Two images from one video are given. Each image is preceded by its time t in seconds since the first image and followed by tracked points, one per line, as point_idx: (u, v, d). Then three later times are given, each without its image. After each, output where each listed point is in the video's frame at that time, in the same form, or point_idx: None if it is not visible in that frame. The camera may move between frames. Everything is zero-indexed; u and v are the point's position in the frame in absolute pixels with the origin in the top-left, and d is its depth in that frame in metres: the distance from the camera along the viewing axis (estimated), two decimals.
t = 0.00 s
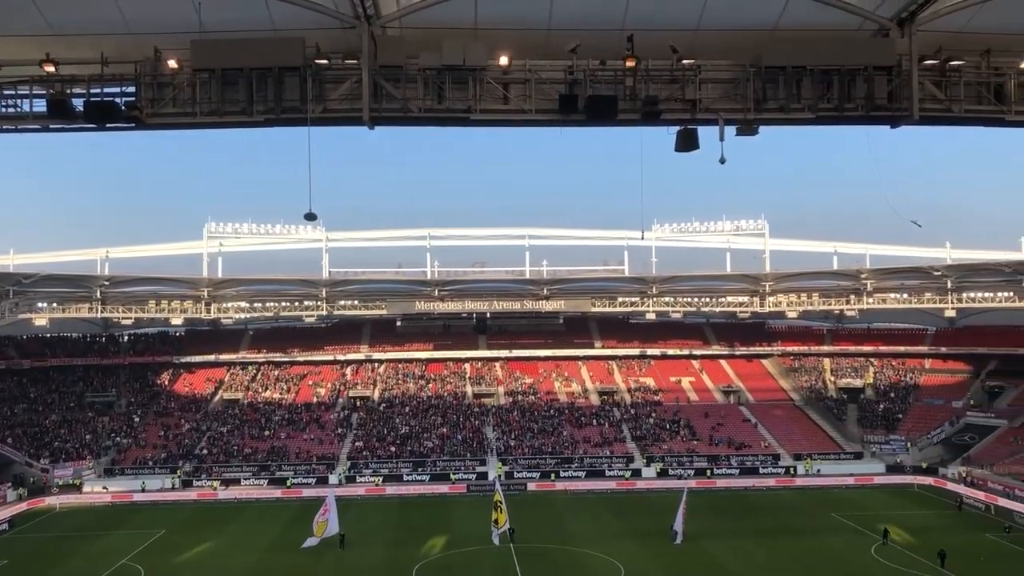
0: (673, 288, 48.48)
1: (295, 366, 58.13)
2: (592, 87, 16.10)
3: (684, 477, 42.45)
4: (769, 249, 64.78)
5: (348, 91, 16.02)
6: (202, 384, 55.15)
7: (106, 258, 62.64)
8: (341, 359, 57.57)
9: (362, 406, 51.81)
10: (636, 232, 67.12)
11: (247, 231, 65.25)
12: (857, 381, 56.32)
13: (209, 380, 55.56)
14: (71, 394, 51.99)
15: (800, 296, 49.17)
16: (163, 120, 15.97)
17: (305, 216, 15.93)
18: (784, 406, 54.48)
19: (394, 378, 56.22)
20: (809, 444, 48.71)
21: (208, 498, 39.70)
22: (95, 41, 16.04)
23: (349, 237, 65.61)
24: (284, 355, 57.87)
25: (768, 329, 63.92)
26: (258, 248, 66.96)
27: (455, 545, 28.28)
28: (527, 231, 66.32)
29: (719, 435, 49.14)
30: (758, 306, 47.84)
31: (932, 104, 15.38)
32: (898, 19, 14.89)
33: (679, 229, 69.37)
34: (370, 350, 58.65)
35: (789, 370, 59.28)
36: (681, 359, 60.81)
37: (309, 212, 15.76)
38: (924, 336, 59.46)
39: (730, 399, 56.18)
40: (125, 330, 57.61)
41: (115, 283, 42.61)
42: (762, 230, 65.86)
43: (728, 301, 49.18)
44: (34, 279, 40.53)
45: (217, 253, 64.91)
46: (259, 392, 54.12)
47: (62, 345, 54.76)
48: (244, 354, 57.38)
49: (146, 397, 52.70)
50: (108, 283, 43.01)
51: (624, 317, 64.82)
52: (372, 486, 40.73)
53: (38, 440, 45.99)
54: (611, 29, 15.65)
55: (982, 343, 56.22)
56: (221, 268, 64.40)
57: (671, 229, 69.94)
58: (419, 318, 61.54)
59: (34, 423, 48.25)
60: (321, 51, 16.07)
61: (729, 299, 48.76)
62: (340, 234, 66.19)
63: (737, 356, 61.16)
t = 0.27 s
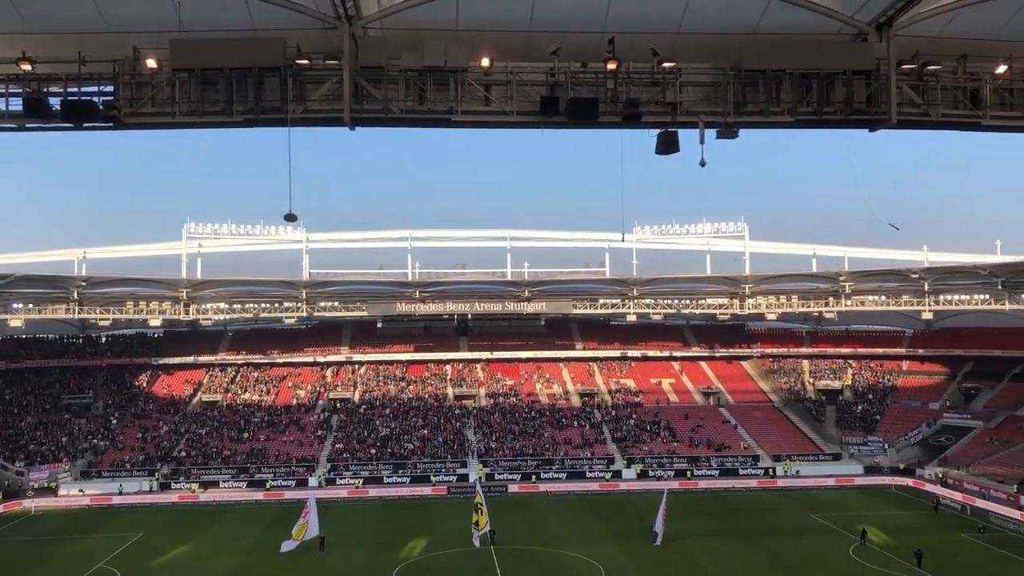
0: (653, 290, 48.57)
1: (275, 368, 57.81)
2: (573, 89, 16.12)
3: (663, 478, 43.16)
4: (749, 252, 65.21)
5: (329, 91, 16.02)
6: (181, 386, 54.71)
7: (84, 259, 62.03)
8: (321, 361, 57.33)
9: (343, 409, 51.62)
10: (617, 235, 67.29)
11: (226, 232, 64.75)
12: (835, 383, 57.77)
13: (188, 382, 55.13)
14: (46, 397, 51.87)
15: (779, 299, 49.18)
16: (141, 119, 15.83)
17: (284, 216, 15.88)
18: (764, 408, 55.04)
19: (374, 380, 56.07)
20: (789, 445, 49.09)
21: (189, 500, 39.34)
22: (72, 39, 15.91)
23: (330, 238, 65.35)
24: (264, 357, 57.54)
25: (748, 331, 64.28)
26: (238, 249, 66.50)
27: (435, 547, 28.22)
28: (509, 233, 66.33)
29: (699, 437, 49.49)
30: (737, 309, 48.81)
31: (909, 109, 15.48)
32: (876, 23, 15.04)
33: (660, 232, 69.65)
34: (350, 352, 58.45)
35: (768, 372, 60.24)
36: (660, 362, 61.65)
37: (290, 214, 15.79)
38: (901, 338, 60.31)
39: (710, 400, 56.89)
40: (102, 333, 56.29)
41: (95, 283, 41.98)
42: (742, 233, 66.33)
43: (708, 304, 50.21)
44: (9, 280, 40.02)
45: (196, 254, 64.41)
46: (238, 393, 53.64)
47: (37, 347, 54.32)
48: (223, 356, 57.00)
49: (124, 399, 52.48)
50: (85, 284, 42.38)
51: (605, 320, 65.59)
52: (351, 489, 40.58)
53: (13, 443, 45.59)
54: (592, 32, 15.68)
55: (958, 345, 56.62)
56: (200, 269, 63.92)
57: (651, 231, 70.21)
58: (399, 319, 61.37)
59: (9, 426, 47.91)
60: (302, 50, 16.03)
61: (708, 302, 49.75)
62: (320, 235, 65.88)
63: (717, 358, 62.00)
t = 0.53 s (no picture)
0: (634, 291, 48.66)
1: (254, 369, 57.47)
2: (554, 91, 16.16)
3: (643, 478, 43.47)
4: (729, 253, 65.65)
5: (309, 91, 15.96)
6: (159, 387, 54.28)
7: (60, 259, 61.42)
8: (300, 362, 57.09)
9: (322, 410, 51.42)
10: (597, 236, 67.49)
11: (205, 232, 64.26)
12: (813, 384, 58.15)
13: (166, 383, 54.71)
14: (22, 399, 51.55)
15: (759, 300, 49.58)
16: (119, 118, 15.72)
17: (263, 215, 15.66)
18: (743, 409, 55.48)
19: (354, 382, 55.93)
20: (768, 446, 49.51)
21: (169, 502, 39.07)
22: (48, 37, 15.78)
23: (310, 239, 65.05)
24: (243, 358, 57.20)
25: (727, 332, 64.65)
26: (216, 249, 66.02)
27: (415, 548, 28.16)
28: (489, 234, 66.33)
29: (679, 437, 49.72)
30: (717, 310, 49.14)
31: (886, 112, 15.57)
32: (854, 27, 15.08)
33: (640, 233, 69.87)
34: (330, 353, 58.22)
35: (747, 372, 60.78)
36: (641, 362, 61.89)
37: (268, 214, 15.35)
38: (878, 339, 60.84)
39: (690, 400, 56.97)
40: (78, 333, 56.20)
41: (71, 283, 41.49)
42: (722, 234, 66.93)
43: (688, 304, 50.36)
44: None
45: (174, 254, 63.40)
46: (217, 395, 53.30)
47: (13, 348, 53.85)
48: (202, 357, 56.61)
49: (100, 400, 52.07)
50: (62, 284, 41.84)
51: (585, 320, 65.84)
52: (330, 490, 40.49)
53: None
54: (573, 34, 15.68)
55: (934, 346, 57.38)
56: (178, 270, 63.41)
57: (631, 232, 70.42)
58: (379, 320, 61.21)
59: None
60: (281, 51, 15.96)
61: (689, 302, 49.92)
62: (300, 235, 65.59)
63: (696, 359, 62.48)
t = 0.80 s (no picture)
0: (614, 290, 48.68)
1: (233, 369, 57.15)
2: (535, 91, 16.15)
3: (623, 478, 43.63)
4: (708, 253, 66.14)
5: (287, 90, 15.92)
6: (136, 387, 53.86)
7: (36, 258, 60.72)
8: (279, 362, 56.79)
9: (302, 410, 51.24)
10: (578, 236, 67.70)
11: (183, 232, 63.74)
12: (791, 383, 59.10)
13: (144, 384, 54.30)
14: None
15: (739, 300, 49.79)
16: (96, 116, 15.60)
17: (242, 215, 15.59)
18: (722, 408, 56.11)
19: (334, 382, 55.79)
20: (746, 445, 50.07)
21: (150, 504, 38.78)
22: (21, 35, 15.61)
23: (289, 239, 64.75)
24: (222, 358, 56.82)
25: (706, 332, 65.03)
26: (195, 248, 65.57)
27: (396, 549, 28.07)
28: (471, 234, 66.33)
29: (659, 437, 50.09)
30: (697, 309, 48.77)
31: (865, 113, 15.64)
32: (832, 28, 15.16)
33: (621, 233, 70.08)
34: (310, 353, 57.95)
35: (726, 371, 61.28)
36: (621, 362, 62.29)
37: (248, 213, 15.53)
38: (855, 339, 61.31)
39: (669, 400, 57.85)
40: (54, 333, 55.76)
41: (47, 283, 40.99)
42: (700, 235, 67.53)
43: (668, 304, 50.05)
44: None
45: (152, 254, 62.53)
46: (195, 395, 52.97)
47: None
48: (180, 357, 56.18)
49: (77, 401, 51.56)
50: (37, 284, 41.37)
51: (565, 320, 65.92)
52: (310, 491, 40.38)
53: None
54: (553, 34, 15.66)
55: (912, 346, 58.35)
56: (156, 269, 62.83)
57: (612, 232, 70.62)
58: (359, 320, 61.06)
59: None
60: (259, 49, 15.85)
61: (669, 302, 49.68)
62: (279, 235, 65.22)
63: (676, 358, 62.90)
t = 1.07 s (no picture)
0: (595, 290, 48.73)
1: (211, 369, 56.85)
2: (515, 90, 16.17)
3: (603, 476, 43.78)
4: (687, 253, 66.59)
5: (267, 88, 15.88)
6: (113, 388, 53.42)
7: (11, 257, 60.04)
8: (258, 362, 56.49)
9: (281, 410, 51.05)
10: (558, 236, 67.90)
11: (161, 230, 63.25)
12: (770, 382, 59.58)
13: (121, 384, 53.86)
14: None
15: (719, 300, 50.09)
16: (72, 114, 15.48)
17: (221, 215, 15.51)
18: (701, 406, 56.96)
19: (314, 382, 55.61)
20: (724, 443, 50.82)
21: (130, 505, 38.48)
22: None
23: (268, 238, 64.42)
24: (200, 358, 56.47)
25: (686, 331, 65.55)
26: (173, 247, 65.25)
27: (376, 549, 28.02)
28: (451, 233, 66.34)
29: (639, 435, 50.73)
30: (676, 309, 49.22)
31: (842, 114, 15.74)
32: (810, 30, 15.11)
33: (601, 233, 70.27)
34: (289, 353, 57.68)
35: (705, 370, 62.01)
36: (602, 362, 62.79)
37: (225, 212, 15.48)
38: (834, 338, 61.95)
39: (649, 399, 58.23)
40: (29, 333, 55.27)
41: (22, 282, 40.54)
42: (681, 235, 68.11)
43: (648, 304, 50.45)
44: None
45: (130, 251, 62.62)
46: (173, 395, 52.60)
47: None
48: (158, 357, 55.76)
49: (53, 401, 51.05)
50: (12, 283, 40.87)
51: (546, 320, 65.77)
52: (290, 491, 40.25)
53: None
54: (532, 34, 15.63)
55: (889, 345, 59.02)
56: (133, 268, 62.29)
57: (593, 232, 70.77)
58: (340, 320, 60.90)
59: None
60: (238, 47, 15.75)
61: (649, 302, 49.87)
62: (258, 234, 64.84)
63: (655, 357, 63.46)
